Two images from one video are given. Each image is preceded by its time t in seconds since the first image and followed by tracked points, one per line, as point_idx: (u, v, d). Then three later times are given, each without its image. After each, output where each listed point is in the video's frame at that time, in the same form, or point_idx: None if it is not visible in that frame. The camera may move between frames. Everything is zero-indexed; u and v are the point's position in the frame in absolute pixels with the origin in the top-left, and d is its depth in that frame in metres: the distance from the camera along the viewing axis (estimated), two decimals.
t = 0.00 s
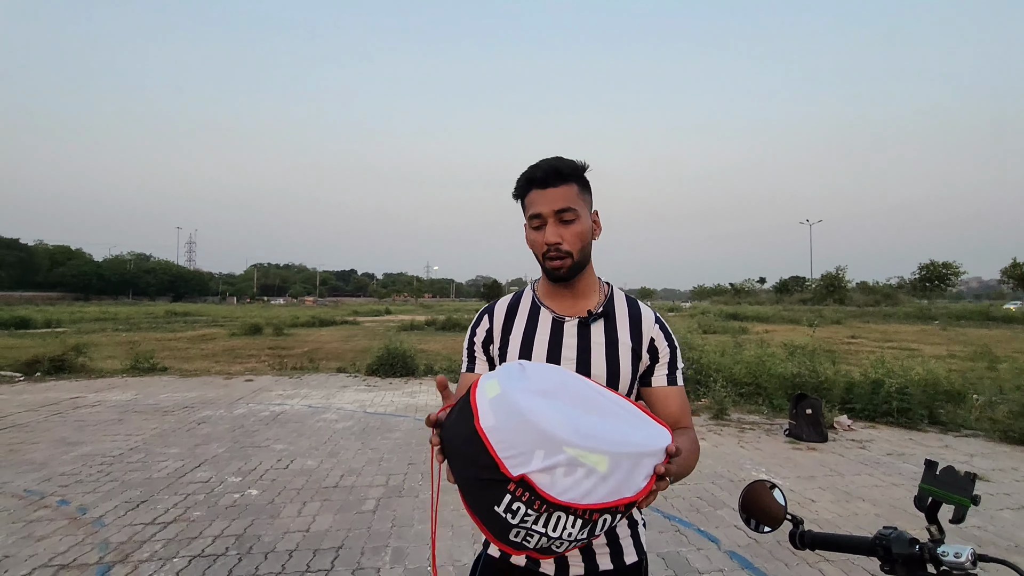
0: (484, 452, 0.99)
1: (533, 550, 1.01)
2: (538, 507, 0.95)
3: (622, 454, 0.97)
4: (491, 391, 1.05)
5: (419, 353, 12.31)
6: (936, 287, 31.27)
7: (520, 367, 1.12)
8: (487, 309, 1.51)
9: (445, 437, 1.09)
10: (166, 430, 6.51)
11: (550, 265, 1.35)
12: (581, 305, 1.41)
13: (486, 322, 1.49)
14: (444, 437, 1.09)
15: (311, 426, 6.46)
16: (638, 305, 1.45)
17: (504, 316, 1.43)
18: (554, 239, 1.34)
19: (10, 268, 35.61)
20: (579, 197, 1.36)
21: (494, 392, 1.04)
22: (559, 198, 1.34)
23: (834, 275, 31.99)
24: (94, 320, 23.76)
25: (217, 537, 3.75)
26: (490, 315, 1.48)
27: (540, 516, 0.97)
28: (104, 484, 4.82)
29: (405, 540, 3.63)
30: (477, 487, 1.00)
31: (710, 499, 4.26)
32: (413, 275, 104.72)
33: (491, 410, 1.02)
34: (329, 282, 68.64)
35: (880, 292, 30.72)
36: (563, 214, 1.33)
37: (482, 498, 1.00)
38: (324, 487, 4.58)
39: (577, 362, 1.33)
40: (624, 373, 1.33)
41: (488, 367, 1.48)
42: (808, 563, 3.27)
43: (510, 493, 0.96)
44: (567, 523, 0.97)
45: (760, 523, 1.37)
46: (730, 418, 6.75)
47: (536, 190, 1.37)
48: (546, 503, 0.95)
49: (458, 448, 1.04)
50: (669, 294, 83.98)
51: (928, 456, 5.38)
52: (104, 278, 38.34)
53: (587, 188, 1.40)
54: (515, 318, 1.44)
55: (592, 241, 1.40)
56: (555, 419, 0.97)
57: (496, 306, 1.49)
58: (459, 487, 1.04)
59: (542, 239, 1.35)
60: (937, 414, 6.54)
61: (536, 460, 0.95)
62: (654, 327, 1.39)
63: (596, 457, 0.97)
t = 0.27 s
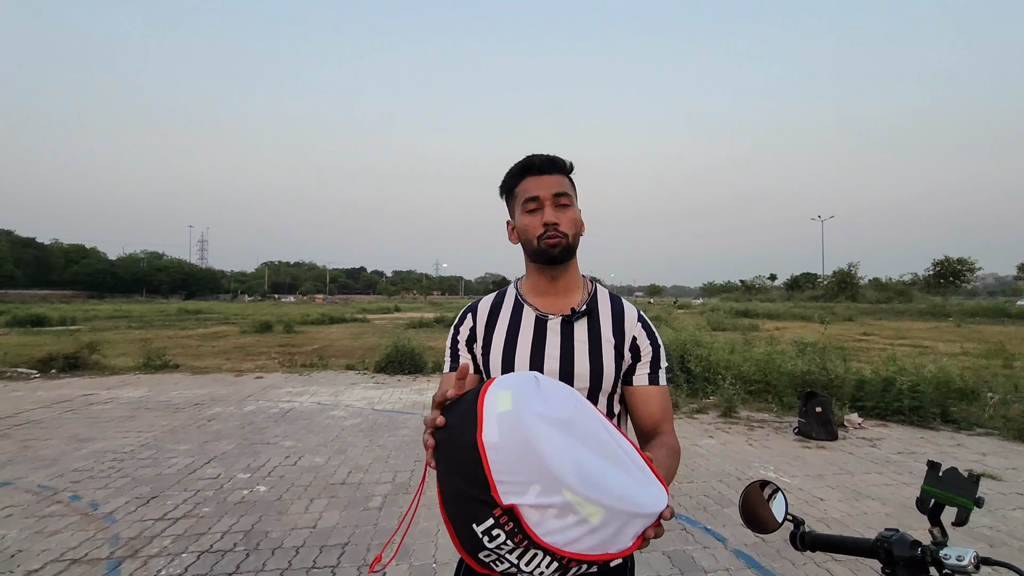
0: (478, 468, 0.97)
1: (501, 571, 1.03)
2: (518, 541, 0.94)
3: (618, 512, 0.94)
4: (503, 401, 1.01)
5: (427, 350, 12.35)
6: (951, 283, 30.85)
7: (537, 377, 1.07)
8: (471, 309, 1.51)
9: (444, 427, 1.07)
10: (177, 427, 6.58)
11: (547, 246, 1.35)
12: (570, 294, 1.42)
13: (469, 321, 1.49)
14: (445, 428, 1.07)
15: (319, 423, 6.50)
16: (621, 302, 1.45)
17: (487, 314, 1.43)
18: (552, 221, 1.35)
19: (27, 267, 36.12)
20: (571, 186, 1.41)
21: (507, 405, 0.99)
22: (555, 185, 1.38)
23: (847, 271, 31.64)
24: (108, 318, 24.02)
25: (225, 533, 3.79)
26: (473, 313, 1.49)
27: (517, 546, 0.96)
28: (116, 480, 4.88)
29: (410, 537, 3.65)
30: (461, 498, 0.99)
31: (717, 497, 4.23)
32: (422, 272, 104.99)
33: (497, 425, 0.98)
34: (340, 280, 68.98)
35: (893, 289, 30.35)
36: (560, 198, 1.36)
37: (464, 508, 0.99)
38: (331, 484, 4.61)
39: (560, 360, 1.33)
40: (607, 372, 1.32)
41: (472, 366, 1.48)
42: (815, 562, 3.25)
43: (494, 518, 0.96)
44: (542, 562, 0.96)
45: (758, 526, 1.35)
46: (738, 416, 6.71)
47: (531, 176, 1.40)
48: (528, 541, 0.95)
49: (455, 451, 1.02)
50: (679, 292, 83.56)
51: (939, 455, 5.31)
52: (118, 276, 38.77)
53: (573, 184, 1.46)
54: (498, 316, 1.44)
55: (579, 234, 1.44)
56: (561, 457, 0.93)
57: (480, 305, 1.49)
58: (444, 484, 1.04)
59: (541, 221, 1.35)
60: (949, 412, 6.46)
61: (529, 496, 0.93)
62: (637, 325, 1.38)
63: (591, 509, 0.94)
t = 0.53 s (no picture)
0: (444, 521, 0.95)
1: None
2: None
3: (590, 545, 0.92)
4: (462, 448, 0.99)
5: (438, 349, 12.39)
6: (970, 279, 30.31)
7: (495, 413, 1.05)
8: (453, 306, 1.46)
9: (409, 474, 1.05)
10: (191, 424, 6.66)
11: (543, 232, 1.33)
12: (560, 290, 1.40)
13: (453, 320, 1.44)
14: (411, 475, 1.05)
15: (330, 421, 6.55)
16: (609, 298, 1.45)
17: (474, 312, 1.40)
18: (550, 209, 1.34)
19: (46, 267, 36.73)
20: (569, 182, 1.41)
21: (464, 454, 0.97)
22: (555, 176, 1.38)
23: (862, 267, 31.21)
24: (125, 317, 24.35)
25: (237, 529, 3.83)
26: (457, 311, 1.44)
27: None
28: (132, 476, 4.95)
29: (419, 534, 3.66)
30: (433, 545, 0.98)
31: (728, 496, 4.20)
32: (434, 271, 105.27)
33: (458, 474, 0.96)
34: (352, 279, 69.37)
35: (910, 285, 29.90)
36: (558, 188, 1.35)
37: (437, 557, 0.98)
38: (341, 481, 4.64)
39: (550, 360, 1.31)
40: (599, 370, 1.32)
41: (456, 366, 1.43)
42: (827, 562, 3.21)
43: (466, 567, 0.94)
44: None
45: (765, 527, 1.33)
46: (750, 414, 6.65)
47: (531, 166, 1.40)
48: None
49: (422, 500, 1.00)
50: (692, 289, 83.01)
51: (956, 454, 5.22)
52: (135, 275, 39.29)
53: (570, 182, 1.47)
54: (484, 316, 1.41)
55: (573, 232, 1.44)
56: (524, 501, 0.91)
57: (464, 302, 1.45)
58: (416, 531, 1.03)
59: (538, 207, 1.33)
60: (967, 411, 6.35)
61: (496, 543, 0.92)
62: (625, 323, 1.40)
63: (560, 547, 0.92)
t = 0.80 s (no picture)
0: (435, 499, 0.96)
1: None
2: (484, 565, 0.93)
3: (581, 523, 0.93)
4: (453, 427, 0.99)
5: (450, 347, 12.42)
6: (990, 275, 29.77)
7: (486, 396, 1.06)
8: (443, 308, 1.46)
9: (401, 456, 1.06)
10: (205, 422, 6.74)
11: (526, 236, 1.32)
12: (548, 290, 1.39)
13: (442, 322, 1.43)
14: (402, 458, 1.06)
15: (342, 420, 6.59)
16: (600, 295, 1.43)
17: (462, 314, 1.40)
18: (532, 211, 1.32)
19: (66, 268, 37.35)
20: (553, 178, 1.38)
21: (455, 432, 0.98)
22: (537, 174, 1.35)
23: (879, 264, 30.76)
24: (143, 317, 24.70)
25: (249, 527, 3.87)
26: (446, 313, 1.44)
27: (484, 570, 0.95)
28: (147, 474, 5.02)
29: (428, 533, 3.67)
30: (424, 526, 0.99)
31: (739, 496, 4.17)
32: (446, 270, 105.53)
33: (449, 453, 0.96)
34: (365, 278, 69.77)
35: (929, 281, 29.43)
36: (540, 187, 1.33)
37: (427, 537, 0.99)
38: (352, 479, 4.67)
39: (540, 360, 1.30)
40: (589, 370, 1.30)
41: (447, 368, 1.44)
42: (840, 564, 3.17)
43: (456, 546, 0.95)
44: None
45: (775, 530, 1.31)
46: (763, 413, 6.58)
47: (513, 165, 1.37)
48: (494, 563, 0.93)
49: (412, 482, 1.01)
50: (706, 287, 82.48)
51: (975, 454, 5.13)
52: (151, 276, 39.82)
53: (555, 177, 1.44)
54: (473, 318, 1.40)
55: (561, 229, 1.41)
56: (515, 478, 0.91)
57: (453, 303, 1.44)
58: (407, 513, 1.03)
59: (520, 210, 1.32)
60: (986, 409, 6.24)
61: (487, 519, 0.92)
62: (617, 320, 1.37)
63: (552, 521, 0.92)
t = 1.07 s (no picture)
0: (436, 497, 0.95)
1: None
2: (492, 559, 0.92)
3: (585, 505, 0.92)
4: (448, 424, 0.99)
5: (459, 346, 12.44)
6: (1006, 271, 29.32)
7: (478, 392, 1.05)
8: (441, 310, 1.45)
9: (399, 461, 1.06)
10: (217, 421, 6.80)
11: (520, 241, 1.31)
12: (545, 293, 1.39)
13: (440, 324, 1.42)
14: (400, 462, 1.05)
15: (352, 419, 6.62)
16: (599, 295, 1.42)
17: (460, 315, 1.38)
18: (526, 214, 1.31)
19: (81, 270, 37.88)
20: (547, 178, 1.37)
21: (451, 428, 0.97)
22: (531, 176, 1.34)
23: (892, 260, 30.39)
24: (156, 317, 24.98)
25: (260, 525, 3.90)
26: (443, 315, 1.42)
27: (494, 566, 0.94)
28: (161, 472, 5.08)
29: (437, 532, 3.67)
30: (428, 527, 0.97)
31: (750, 495, 4.14)
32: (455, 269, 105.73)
33: (446, 449, 0.96)
34: (375, 277, 70.09)
35: (944, 277, 29.03)
36: (534, 190, 1.32)
37: (432, 538, 0.98)
38: (362, 478, 4.69)
39: (537, 362, 1.29)
40: (589, 371, 1.29)
41: (445, 370, 1.43)
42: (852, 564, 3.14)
43: (462, 543, 0.93)
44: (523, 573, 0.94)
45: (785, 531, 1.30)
46: (775, 411, 6.53)
47: (505, 166, 1.36)
48: (502, 556, 0.92)
49: (412, 485, 1.00)
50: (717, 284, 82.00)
51: (991, 453, 5.06)
52: (165, 276, 40.24)
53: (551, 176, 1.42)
54: (471, 319, 1.39)
55: (558, 229, 1.40)
56: (513, 466, 0.90)
57: (451, 305, 1.43)
58: (411, 517, 1.02)
59: (514, 215, 1.32)
60: (1002, 407, 6.15)
61: (490, 513, 0.91)
62: (616, 321, 1.36)
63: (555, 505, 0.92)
